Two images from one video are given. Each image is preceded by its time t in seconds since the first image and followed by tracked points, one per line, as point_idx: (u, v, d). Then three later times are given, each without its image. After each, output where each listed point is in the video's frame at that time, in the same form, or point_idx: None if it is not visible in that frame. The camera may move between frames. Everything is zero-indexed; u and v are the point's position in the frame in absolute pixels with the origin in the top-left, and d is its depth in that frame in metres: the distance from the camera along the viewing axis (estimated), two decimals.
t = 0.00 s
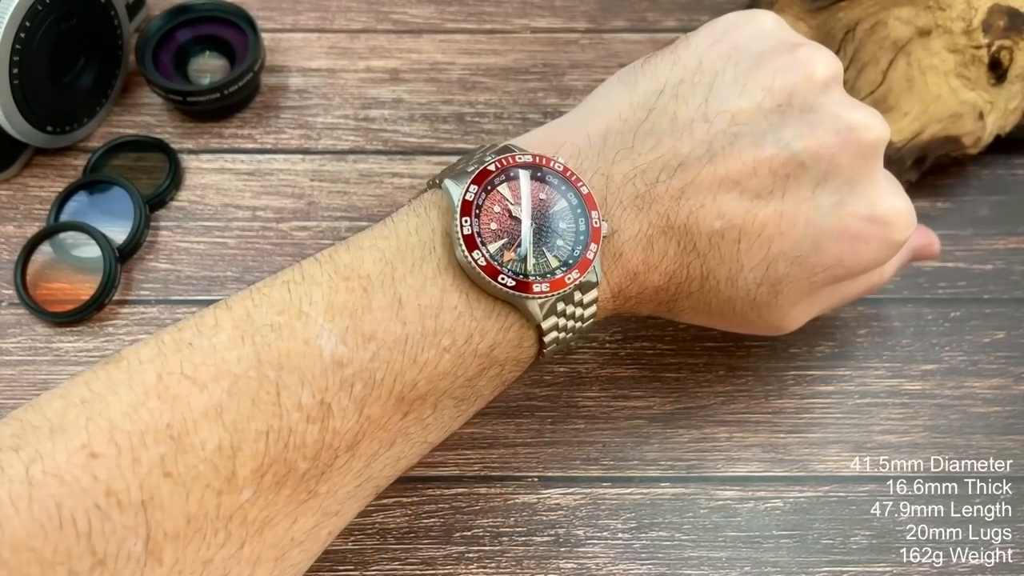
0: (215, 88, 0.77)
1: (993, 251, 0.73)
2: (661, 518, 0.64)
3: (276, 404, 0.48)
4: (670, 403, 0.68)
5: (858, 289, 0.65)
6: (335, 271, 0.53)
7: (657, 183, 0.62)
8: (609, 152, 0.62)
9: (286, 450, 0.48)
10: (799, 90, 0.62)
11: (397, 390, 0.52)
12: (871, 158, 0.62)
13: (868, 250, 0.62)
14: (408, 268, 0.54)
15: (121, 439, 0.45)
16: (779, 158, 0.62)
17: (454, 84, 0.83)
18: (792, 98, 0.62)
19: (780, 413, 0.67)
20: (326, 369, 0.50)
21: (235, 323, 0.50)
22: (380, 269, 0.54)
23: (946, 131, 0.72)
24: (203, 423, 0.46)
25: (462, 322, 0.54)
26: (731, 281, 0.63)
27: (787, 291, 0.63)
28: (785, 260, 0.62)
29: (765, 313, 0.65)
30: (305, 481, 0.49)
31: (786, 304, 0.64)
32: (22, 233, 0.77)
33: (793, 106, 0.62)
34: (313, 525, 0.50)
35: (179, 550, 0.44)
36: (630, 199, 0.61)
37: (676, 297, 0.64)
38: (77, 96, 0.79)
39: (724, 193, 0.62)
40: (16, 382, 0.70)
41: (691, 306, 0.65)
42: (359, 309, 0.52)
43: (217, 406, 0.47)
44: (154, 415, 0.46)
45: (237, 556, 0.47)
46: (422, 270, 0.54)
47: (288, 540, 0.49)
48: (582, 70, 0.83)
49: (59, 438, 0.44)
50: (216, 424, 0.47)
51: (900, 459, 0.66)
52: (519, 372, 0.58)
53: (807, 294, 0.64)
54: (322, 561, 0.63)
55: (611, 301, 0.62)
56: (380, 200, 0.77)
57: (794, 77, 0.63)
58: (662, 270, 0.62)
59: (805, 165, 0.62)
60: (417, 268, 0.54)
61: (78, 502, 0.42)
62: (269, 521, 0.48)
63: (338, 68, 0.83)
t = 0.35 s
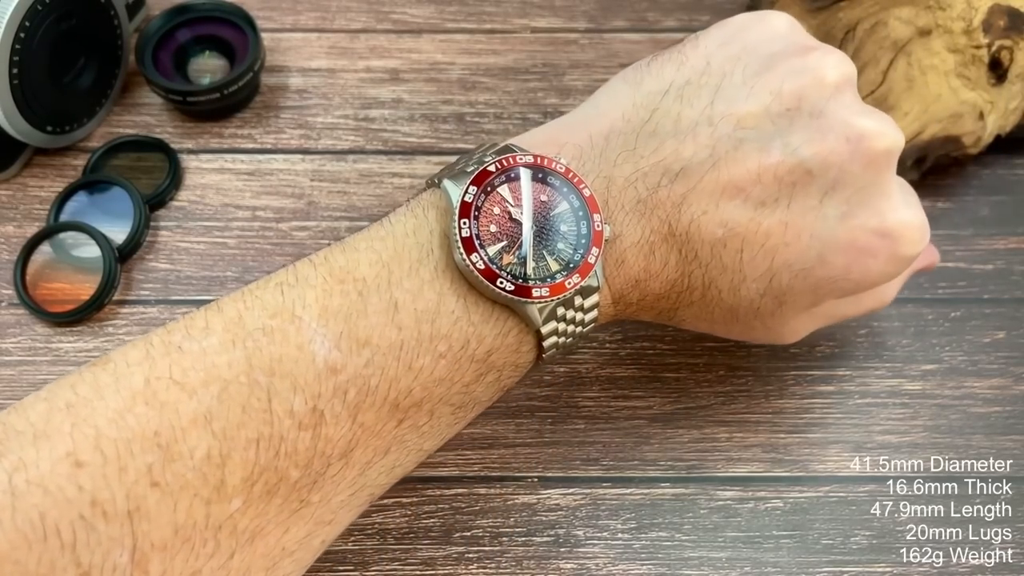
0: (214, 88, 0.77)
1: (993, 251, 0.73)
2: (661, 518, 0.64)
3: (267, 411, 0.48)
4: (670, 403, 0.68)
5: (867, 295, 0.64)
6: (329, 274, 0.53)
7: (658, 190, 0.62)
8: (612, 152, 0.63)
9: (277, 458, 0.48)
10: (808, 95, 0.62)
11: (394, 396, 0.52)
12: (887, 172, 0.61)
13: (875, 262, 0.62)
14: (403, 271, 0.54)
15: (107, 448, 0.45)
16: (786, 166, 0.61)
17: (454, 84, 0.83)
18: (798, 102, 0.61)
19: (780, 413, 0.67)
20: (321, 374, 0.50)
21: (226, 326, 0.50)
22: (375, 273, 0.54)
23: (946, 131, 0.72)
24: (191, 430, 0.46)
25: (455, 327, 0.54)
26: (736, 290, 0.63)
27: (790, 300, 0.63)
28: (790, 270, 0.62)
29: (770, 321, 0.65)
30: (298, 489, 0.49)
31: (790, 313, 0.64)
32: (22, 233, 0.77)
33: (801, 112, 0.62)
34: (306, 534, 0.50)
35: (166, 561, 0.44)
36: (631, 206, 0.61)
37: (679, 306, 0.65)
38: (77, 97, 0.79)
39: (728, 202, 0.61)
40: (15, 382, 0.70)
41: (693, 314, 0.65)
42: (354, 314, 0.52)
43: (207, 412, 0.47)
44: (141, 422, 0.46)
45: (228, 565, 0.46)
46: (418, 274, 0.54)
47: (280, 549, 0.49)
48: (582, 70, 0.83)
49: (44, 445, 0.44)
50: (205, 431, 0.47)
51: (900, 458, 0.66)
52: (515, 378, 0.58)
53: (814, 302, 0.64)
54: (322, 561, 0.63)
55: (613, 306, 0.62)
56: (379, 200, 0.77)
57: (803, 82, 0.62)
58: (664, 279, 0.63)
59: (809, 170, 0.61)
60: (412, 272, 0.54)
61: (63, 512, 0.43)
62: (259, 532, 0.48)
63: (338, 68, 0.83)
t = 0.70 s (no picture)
0: (214, 88, 0.77)
1: (993, 251, 0.73)
2: (661, 518, 0.64)
3: (244, 364, 0.51)
4: (670, 403, 0.68)
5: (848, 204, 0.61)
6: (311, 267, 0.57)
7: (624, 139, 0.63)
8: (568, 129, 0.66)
9: (254, 406, 0.49)
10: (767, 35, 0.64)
11: (366, 334, 0.53)
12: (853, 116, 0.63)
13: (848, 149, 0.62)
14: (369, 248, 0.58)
15: (92, 420, 0.48)
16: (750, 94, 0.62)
17: (454, 83, 0.83)
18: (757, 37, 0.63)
19: (780, 413, 0.67)
20: (291, 325, 0.53)
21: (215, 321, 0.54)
22: (347, 258, 0.58)
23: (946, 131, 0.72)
24: (171, 395, 0.49)
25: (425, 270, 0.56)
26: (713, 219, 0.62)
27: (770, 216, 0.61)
28: (767, 193, 0.61)
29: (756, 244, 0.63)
30: (280, 442, 0.49)
31: (775, 236, 0.62)
32: (22, 233, 0.77)
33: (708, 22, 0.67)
34: (295, 500, 0.48)
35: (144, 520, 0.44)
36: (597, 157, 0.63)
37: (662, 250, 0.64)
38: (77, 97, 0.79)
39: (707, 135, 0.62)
40: (15, 382, 0.70)
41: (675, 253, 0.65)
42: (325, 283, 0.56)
43: (186, 379, 0.50)
44: (124, 396, 0.49)
45: (215, 529, 0.46)
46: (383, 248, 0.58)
47: (270, 516, 0.47)
48: (583, 70, 0.83)
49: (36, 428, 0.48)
50: (183, 392, 0.49)
51: (900, 459, 0.66)
52: (509, 336, 0.58)
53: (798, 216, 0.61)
54: (322, 561, 0.63)
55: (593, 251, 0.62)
56: (379, 200, 0.77)
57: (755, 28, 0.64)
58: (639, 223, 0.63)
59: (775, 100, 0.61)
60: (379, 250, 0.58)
61: (46, 477, 0.45)
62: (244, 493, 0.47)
63: (338, 68, 0.83)
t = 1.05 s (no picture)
0: (215, 89, 0.77)
1: (993, 251, 0.73)
2: (661, 518, 0.64)
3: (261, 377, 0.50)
4: (670, 403, 0.68)
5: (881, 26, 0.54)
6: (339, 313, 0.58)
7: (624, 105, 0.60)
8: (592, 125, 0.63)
9: (265, 402, 0.48)
10: None
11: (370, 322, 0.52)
12: None
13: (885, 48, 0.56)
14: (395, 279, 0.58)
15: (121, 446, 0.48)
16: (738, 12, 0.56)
17: (454, 83, 0.83)
18: None
19: (780, 413, 0.67)
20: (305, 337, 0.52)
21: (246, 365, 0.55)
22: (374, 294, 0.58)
23: (946, 131, 0.72)
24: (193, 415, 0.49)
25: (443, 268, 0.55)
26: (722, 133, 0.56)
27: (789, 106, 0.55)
28: (766, 84, 0.55)
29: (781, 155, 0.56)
30: (293, 433, 0.47)
31: (792, 140, 0.56)
32: (22, 233, 0.77)
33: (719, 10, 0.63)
34: (316, 490, 0.46)
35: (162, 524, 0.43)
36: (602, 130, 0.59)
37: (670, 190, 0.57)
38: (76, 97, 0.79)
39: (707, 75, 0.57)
40: (16, 382, 0.70)
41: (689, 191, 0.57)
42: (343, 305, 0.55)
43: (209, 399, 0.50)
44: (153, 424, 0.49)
45: (233, 526, 0.44)
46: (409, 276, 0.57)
47: (288, 509, 0.45)
48: (582, 70, 0.83)
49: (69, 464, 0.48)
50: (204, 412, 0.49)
51: (900, 458, 0.66)
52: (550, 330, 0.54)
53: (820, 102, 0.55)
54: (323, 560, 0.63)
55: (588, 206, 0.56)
56: (380, 200, 0.77)
57: None
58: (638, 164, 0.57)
59: None
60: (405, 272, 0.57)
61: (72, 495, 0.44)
62: (263, 490, 0.45)
63: (338, 68, 0.84)
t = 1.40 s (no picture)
0: (215, 88, 0.77)
1: (993, 251, 0.73)
2: (662, 518, 0.64)
3: (272, 420, 0.47)
4: (670, 403, 0.68)
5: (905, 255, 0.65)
6: (339, 281, 0.52)
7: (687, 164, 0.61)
8: (642, 152, 0.61)
9: (280, 470, 0.47)
10: (835, 71, 0.64)
11: (402, 391, 0.50)
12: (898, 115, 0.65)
13: (922, 230, 0.63)
14: (414, 279, 0.53)
15: (107, 457, 0.44)
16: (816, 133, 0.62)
17: (454, 83, 0.82)
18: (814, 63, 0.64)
19: (780, 413, 0.67)
20: (333, 382, 0.49)
21: (233, 334, 0.49)
22: (387, 280, 0.52)
23: (946, 130, 0.72)
24: (190, 441, 0.45)
25: (468, 326, 0.52)
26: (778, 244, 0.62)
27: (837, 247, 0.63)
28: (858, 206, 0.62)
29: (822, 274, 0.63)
30: (302, 505, 0.47)
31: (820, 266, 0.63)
32: (22, 233, 0.77)
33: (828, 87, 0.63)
34: (312, 553, 0.48)
35: None
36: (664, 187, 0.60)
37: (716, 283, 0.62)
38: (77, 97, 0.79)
39: (773, 180, 0.61)
40: (15, 382, 0.70)
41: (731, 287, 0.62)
42: (362, 320, 0.50)
43: (209, 421, 0.46)
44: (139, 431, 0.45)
45: None
46: (431, 280, 0.53)
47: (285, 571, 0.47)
48: (582, 70, 0.83)
49: (42, 454, 0.44)
50: (206, 442, 0.45)
51: (900, 459, 0.66)
52: (535, 391, 0.56)
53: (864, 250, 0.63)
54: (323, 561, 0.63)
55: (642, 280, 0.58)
56: (380, 200, 0.77)
57: (829, 59, 0.64)
58: (701, 250, 0.60)
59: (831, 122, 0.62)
60: (421, 280, 0.53)
61: (59, 524, 0.42)
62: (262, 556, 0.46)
63: (338, 67, 0.83)
